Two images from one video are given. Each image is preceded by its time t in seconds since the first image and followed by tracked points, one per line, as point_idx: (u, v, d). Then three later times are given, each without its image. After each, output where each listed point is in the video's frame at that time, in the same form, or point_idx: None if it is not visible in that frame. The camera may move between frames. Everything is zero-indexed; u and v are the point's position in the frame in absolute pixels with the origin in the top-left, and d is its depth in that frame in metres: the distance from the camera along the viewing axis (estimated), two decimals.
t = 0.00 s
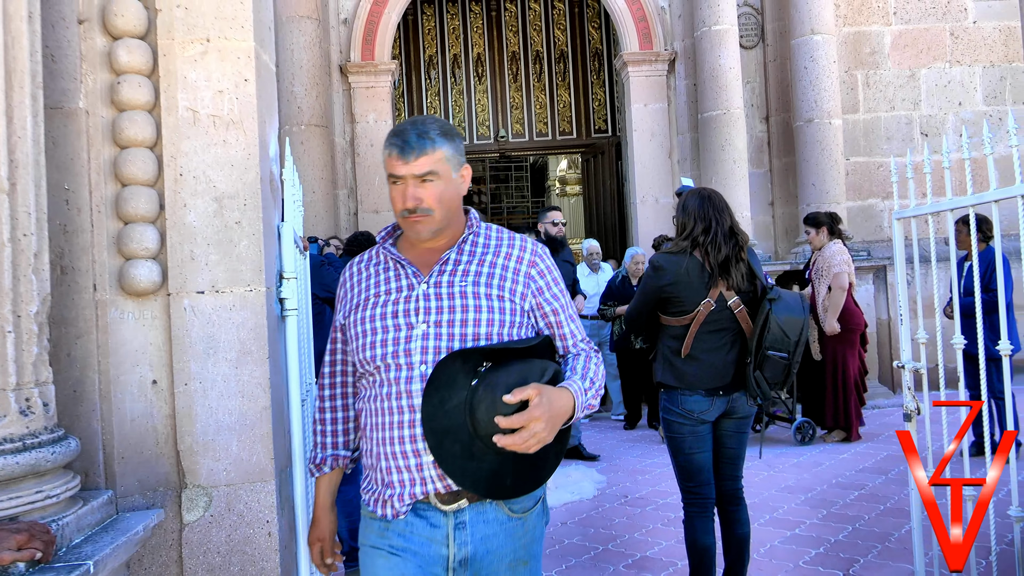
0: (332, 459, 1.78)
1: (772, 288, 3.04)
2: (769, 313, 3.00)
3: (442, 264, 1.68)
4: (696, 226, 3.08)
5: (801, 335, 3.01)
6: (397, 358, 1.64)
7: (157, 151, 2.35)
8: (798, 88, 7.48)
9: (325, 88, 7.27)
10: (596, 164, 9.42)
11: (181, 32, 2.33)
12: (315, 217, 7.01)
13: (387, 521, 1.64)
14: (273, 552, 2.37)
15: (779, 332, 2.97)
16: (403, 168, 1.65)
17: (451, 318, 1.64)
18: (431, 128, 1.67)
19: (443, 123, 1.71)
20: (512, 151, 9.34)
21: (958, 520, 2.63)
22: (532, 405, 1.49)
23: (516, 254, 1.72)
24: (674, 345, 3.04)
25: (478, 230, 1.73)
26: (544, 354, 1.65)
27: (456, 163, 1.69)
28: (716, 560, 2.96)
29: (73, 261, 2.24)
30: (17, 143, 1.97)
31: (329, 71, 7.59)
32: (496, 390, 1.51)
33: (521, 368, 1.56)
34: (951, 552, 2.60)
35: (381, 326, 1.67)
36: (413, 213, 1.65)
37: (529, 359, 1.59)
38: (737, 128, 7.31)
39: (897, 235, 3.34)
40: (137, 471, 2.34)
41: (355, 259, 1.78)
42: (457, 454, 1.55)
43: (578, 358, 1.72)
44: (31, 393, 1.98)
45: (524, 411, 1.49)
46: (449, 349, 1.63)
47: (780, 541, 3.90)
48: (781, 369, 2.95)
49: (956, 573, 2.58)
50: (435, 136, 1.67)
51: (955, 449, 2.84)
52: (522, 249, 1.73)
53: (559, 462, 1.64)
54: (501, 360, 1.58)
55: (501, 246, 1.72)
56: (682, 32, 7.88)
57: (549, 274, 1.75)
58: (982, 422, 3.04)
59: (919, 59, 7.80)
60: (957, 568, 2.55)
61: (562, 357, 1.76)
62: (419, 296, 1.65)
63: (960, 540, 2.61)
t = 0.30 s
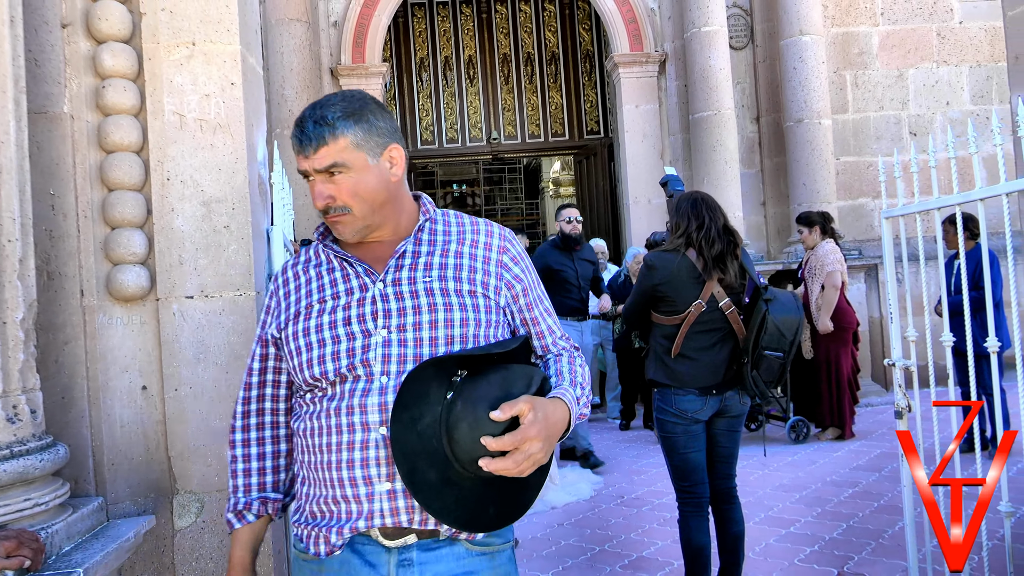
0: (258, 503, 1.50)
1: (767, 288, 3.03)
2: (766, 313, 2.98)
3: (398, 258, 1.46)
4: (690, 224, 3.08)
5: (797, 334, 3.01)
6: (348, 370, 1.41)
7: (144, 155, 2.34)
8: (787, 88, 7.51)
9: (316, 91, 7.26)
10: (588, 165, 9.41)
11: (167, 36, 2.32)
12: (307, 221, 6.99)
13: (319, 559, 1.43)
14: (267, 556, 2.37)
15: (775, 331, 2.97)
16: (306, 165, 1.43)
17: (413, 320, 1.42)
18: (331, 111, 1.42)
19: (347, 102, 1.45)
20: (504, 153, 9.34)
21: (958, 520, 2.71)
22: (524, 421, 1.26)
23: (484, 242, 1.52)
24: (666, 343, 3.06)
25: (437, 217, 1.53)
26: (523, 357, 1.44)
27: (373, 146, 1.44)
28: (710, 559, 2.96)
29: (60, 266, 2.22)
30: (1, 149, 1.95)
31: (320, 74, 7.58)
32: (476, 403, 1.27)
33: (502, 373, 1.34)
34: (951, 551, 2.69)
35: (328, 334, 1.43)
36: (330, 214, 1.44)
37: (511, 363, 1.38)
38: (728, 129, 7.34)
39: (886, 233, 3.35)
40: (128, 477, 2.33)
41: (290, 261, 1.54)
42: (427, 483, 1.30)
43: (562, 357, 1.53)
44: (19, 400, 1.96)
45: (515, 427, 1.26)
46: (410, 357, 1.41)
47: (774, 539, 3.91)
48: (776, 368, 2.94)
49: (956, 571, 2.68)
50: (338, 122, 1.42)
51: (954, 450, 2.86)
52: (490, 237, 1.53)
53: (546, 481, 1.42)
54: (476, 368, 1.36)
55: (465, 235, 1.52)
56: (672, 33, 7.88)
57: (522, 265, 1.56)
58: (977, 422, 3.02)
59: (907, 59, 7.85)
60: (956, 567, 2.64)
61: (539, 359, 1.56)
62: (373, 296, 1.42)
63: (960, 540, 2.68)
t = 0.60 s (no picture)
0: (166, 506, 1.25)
1: (763, 285, 3.04)
2: (762, 310, 2.99)
3: (360, 264, 1.26)
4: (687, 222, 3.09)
5: (792, 332, 3.02)
6: (294, 396, 1.22)
7: (138, 153, 2.34)
8: (784, 85, 7.52)
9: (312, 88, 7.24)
10: (585, 162, 9.40)
11: (161, 33, 2.32)
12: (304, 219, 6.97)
13: None
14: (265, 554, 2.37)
15: (771, 328, 2.97)
16: (251, 137, 1.27)
17: (374, 342, 1.22)
18: (280, 76, 1.25)
19: (308, 65, 1.28)
20: (501, 150, 9.33)
21: (958, 519, 2.73)
22: (514, 485, 1.05)
23: (468, 252, 1.32)
24: (662, 340, 3.07)
25: (414, 219, 1.34)
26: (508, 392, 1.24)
27: (331, 121, 1.26)
28: (707, 555, 2.97)
29: (55, 264, 2.20)
30: None
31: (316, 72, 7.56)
32: (459, 458, 1.05)
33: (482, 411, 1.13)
34: (951, 551, 2.71)
35: (273, 351, 1.23)
36: (274, 197, 1.26)
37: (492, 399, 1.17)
38: (724, 126, 7.34)
39: (882, 230, 3.35)
40: (124, 476, 2.33)
41: (237, 256, 1.36)
42: (376, 543, 1.10)
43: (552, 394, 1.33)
44: (14, 398, 1.95)
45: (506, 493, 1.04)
46: (369, 388, 1.21)
47: (772, 536, 3.91)
48: (772, 366, 2.95)
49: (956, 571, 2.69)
50: (291, 86, 1.25)
51: (955, 450, 2.87)
52: (475, 246, 1.34)
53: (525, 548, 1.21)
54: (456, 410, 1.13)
55: (444, 242, 1.32)
56: (668, 30, 7.87)
57: (511, 282, 1.37)
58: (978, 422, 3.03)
59: (903, 56, 7.86)
60: (957, 567, 2.66)
61: (524, 393, 1.35)
62: (327, 310, 1.23)
63: (960, 540, 2.69)
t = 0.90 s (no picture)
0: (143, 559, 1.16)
1: (759, 283, 3.04)
2: (758, 308, 2.99)
3: (277, 276, 1.02)
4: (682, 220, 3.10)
5: (789, 328, 3.02)
6: (202, 434, 1.00)
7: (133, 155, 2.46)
8: (780, 82, 7.54)
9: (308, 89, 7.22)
10: (581, 161, 9.40)
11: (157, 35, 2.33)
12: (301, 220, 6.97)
13: None
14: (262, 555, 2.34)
15: (767, 325, 2.97)
16: (165, 108, 1.05)
17: (289, 373, 0.98)
18: (191, 30, 1.04)
19: (226, 13, 1.05)
20: (497, 149, 9.31)
21: (958, 520, 2.74)
22: None
23: (427, 259, 1.03)
24: (658, 338, 3.08)
25: (370, 214, 1.08)
26: (462, 442, 0.97)
27: (255, 83, 1.03)
28: (704, 553, 2.97)
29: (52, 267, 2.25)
30: None
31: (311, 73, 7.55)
32: (335, 535, 0.85)
33: (398, 473, 0.90)
34: (951, 551, 2.72)
35: (183, 379, 1.03)
36: (189, 179, 1.04)
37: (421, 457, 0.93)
38: (721, 124, 7.35)
39: (879, 227, 3.36)
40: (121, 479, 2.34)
41: (186, 258, 1.20)
42: None
43: (545, 444, 1.04)
44: (12, 401, 1.95)
45: None
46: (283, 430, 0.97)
47: (770, 534, 3.92)
48: (769, 363, 2.94)
49: (957, 571, 2.70)
50: (202, 39, 1.03)
51: (955, 450, 2.88)
52: (438, 251, 1.04)
53: None
54: (364, 465, 0.90)
55: (398, 244, 1.04)
56: (664, 28, 7.87)
57: (490, 297, 1.04)
58: (978, 422, 3.03)
59: (899, 52, 7.88)
60: (957, 567, 2.67)
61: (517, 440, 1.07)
62: (238, 333, 1.01)
63: (960, 540, 2.70)
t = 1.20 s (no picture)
0: None
1: (761, 283, 3.02)
2: (759, 308, 2.98)
3: (98, 270, 0.72)
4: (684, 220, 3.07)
5: (790, 329, 3.02)
6: None
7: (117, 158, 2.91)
8: (782, 81, 7.51)
9: (309, 88, 7.21)
10: (582, 160, 9.38)
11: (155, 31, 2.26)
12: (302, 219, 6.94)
13: None
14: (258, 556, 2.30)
15: (769, 325, 2.97)
16: None
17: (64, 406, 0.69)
18: None
19: None
20: (498, 149, 9.30)
21: (958, 520, 2.72)
22: None
23: (265, 253, 0.68)
24: (659, 337, 3.06)
25: (221, 185, 0.74)
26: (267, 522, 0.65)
27: (59, 28, 0.72)
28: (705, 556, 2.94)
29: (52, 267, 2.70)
30: None
31: (312, 71, 7.54)
32: None
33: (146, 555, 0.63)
34: (950, 551, 2.71)
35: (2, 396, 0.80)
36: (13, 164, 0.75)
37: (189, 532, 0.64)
38: (722, 123, 7.31)
39: (882, 227, 3.33)
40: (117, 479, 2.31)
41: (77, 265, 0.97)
42: None
43: (392, 532, 0.65)
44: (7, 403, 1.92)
45: None
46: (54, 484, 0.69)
47: (771, 535, 3.90)
48: (770, 363, 2.94)
49: (956, 571, 2.69)
50: None
51: (956, 450, 2.86)
52: (281, 242, 0.68)
53: None
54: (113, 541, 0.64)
55: (235, 227, 0.70)
56: (665, 28, 7.85)
57: (341, 310, 0.66)
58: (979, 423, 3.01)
59: (901, 51, 7.85)
60: (956, 567, 2.65)
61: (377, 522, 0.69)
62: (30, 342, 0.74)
63: (960, 540, 2.69)
